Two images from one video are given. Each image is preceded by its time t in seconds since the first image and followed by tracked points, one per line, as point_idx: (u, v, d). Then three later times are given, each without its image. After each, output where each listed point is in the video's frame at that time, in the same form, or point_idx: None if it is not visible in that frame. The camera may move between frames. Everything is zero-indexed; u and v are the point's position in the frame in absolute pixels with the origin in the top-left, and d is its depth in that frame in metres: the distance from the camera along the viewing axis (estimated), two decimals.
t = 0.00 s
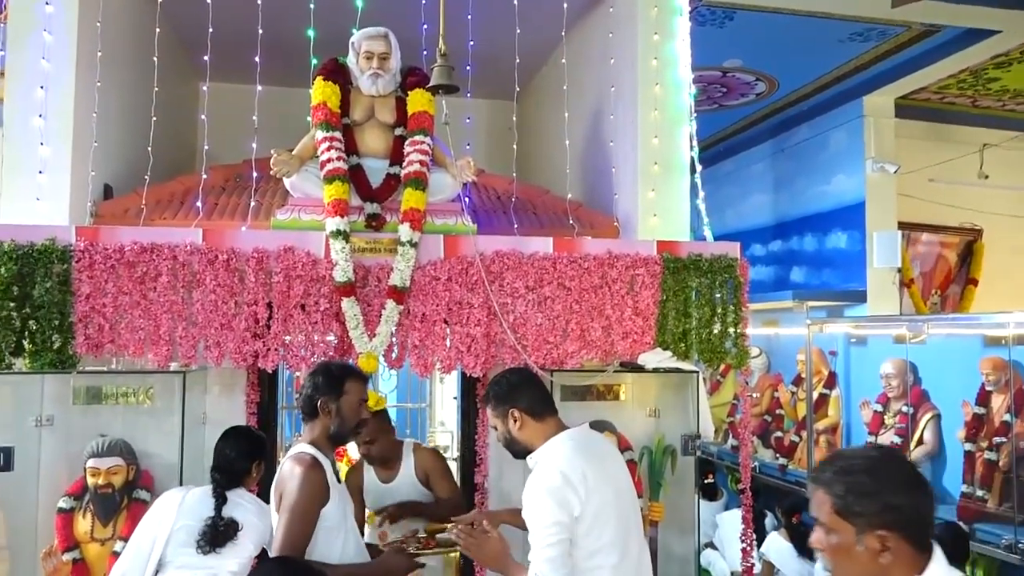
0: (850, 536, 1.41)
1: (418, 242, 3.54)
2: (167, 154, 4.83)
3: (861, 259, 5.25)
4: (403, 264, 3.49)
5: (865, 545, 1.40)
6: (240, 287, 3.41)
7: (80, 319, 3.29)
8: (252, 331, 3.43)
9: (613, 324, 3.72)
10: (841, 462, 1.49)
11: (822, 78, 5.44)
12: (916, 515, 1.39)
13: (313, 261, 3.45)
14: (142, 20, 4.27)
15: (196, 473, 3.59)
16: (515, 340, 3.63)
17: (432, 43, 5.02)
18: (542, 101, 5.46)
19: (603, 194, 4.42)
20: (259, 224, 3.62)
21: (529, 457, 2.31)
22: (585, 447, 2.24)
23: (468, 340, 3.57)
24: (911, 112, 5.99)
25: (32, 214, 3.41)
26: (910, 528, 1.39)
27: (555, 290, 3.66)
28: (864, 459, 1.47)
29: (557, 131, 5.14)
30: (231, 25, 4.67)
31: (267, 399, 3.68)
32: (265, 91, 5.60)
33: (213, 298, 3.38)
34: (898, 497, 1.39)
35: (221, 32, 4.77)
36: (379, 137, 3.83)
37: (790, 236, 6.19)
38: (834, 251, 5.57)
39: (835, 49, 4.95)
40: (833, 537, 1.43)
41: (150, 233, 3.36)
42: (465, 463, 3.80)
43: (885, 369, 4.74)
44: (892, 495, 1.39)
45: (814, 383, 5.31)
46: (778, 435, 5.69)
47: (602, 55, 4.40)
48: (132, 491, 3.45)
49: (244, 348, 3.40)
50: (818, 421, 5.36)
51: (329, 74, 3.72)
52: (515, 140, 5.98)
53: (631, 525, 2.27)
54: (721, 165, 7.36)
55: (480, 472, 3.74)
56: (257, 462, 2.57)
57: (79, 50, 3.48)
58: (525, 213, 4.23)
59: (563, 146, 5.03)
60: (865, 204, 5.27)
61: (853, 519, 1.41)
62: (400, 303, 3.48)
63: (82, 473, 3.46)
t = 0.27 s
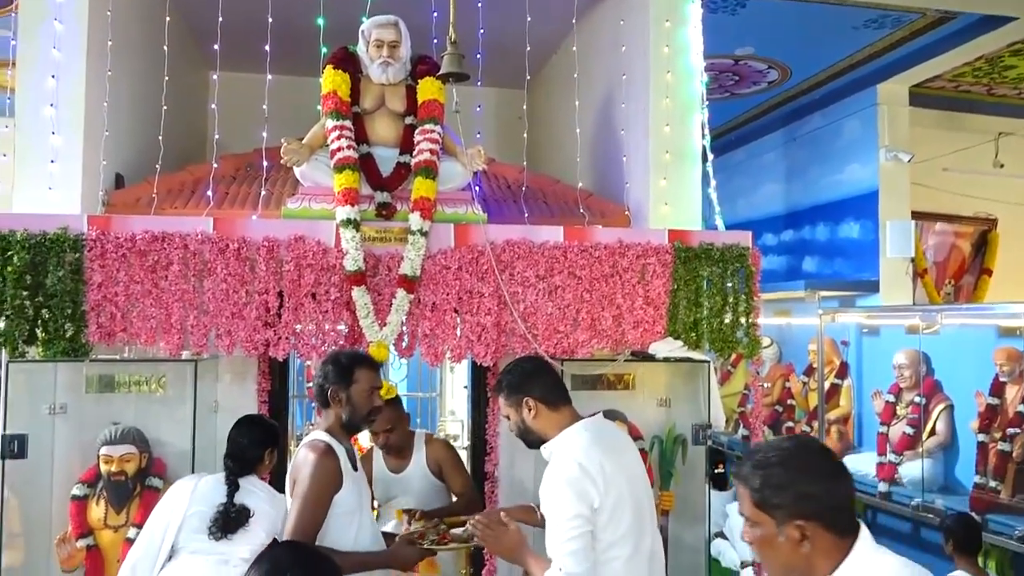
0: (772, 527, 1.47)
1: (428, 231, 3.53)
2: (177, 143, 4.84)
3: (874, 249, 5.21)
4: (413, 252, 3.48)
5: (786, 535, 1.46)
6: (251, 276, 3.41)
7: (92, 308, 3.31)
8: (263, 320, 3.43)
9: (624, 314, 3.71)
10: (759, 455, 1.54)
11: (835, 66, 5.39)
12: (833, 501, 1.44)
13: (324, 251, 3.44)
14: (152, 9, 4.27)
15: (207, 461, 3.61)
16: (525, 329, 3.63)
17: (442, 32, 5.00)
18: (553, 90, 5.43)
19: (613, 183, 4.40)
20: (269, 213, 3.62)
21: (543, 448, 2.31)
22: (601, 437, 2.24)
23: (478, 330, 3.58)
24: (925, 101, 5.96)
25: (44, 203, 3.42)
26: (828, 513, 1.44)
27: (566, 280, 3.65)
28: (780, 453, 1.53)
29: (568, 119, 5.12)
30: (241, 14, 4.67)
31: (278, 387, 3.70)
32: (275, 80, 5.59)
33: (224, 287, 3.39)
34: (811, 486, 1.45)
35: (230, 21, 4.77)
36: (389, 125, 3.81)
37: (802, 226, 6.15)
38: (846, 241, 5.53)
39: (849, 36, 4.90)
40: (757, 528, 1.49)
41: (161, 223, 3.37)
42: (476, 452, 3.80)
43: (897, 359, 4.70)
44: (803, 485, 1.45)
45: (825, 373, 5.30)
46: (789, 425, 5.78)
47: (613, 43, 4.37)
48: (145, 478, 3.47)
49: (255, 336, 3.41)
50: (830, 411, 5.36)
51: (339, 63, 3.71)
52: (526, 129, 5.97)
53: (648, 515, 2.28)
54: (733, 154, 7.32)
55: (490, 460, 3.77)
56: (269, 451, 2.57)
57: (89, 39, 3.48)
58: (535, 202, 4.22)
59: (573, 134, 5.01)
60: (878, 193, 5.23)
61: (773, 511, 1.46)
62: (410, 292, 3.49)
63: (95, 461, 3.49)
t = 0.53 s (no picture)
0: (733, 527, 1.51)
1: (441, 216, 3.52)
2: (190, 129, 4.85)
3: (890, 232, 5.16)
4: (426, 237, 3.48)
5: (747, 534, 1.50)
6: (265, 262, 3.42)
7: (108, 294, 3.32)
8: (277, 306, 3.44)
9: (638, 298, 3.69)
10: (715, 458, 1.57)
11: (853, 47, 5.31)
12: (791, 498, 1.47)
13: (337, 236, 3.44)
14: None
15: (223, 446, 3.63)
16: (539, 314, 3.62)
17: (454, 15, 4.97)
18: (566, 74, 5.40)
19: (628, 167, 4.37)
20: (283, 199, 3.62)
21: (564, 431, 2.32)
22: (624, 426, 2.22)
23: (492, 314, 3.57)
24: (944, 83, 5.87)
25: (59, 189, 3.43)
26: (784, 511, 1.47)
27: (580, 264, 3.63)
28: (734, 452, 1.55)
29: (581, 103, 5.09)
30: None
31: (293, 371, 3.66)
32: (287, 65, 5.59)
33: (238, 273, 3.39)
34: (767, 484, 1.48)
35: (242, 7, 4.75)
36: (401, 110, 3.80)
37: (818, 209, 6.10)
38: (863, 225, 5.48)
39: (867, 17, 4.83)
40: (721, 529, 1.53)
41: (176, 209, 3.37)
42: (490, 437, 3.80)
43: (913, 343, 4.62)
44: (757, 486, 1.48)
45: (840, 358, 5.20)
46: (803, 410, 5.72)
47: (628, 25, 4.32)
48: (162, 463, 3.49)
49: (270, 322, 3.42)
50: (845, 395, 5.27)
51: (351, 47, 3.68)
52: (538, 113, 5.95)
53: (669, 503, 2.27)
54: (747, 137, 7.27)
55: (504, 445, 3.77)
56: (283, 435, 2.59)
57: (102, 24, 3.47)
58: (549, 186, 4.20)
59: (587, 118, 4.98)
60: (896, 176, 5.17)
61: (733, 511, 1.50)
62: (424, 277, 3.48)
63: (112, 446, 3.47)
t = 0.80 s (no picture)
0: (723, 517, 1.63)
1: (447, 200, 3.48)
2: (193, 112, 4.81)
3: (905, 216, 5.07)
4: (432, 221, 3.44)
5: (738, 525, 1.61)
6: (270, 246, 3.39)
7: (111, 279, 3.30)
8: (282, 291, 3.41)
9: (647, 283, 3.64)
10: (703, 450, 1.69)
11: (866, 27, 5.21)
12: (778, 487, 1.57)
13: (342, 220, 3.40)
14: None
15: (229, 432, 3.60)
16: (547, 299, 3.58)
17: None
18: (574, 55, 5.33)
19: (636, 149, 4.31)
20: (287, 182, 3.58)
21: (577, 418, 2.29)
22: (640, 415, 2.18)
23: (499, 299, 3.53)
24: (959, 64, 5.77)
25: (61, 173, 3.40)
26: (770, 501, 1.57)
27: (588, 248, 3.58)
28: (723, 444, 1.66)
29: (589, 84, 5.02)
30: None
31: (297, 356, 3.65)
32: (291, 48, 5.53)
33: (243, 257, 3.36)
34: (755, 475, 1.58)
35: None
36: (406, 92, 3.73)
37: (830, 193, 6.02)
38: (876, 208, 5.39)
39: None
40: (712, 519, 1.66)
41: (179, 192, 3.34)
42: (498, 423, 3.75)
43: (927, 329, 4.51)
44: (744, 478, 1.58)
45: (852, 343, 5.14)
46: (815, 396, 5.64)
47: (637, 4, 4.24)
48: (167, 449, 3.43)
49: (275, 307, 3.40)
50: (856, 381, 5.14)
51: (355, 28, 3.63)
52: (546, 95, 5.88)
53: (682, 493, 2.25)
54: (758, 119, 7.18)
55: (512, 432, 3.75)
56: (282, 421, 2.62)
57: (103, 4, 3.42)
58: (556, 169, 4.16)
59: (595, 99, 4.92)
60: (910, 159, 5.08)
61: (722, 501, 1.62)
62: (429, 262, 3.45)
63: (118, 431, 3.45)
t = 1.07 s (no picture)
0: (725, 503, 1.54)
1: (455, 177, 3.38)
2: (195, 88, 4.73)
3: (925, 195, 4.93)
4: (440, 199, 3.34)
5: (740, 511, 1.53)
6: (274, 225, 3.30)
7: (113, 258, 3.23)
8: (286, 270, 3.33)
9: (660, 263, 3.54)
10: (705, 432, 1.60)
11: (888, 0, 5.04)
12: (782, 472, 1.48)
13: (347, 198, 3.32)
14: None
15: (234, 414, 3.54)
16: (557, 279, 3.49)
17: None
18: (585, 29, 5.19)
19: (650, 126, 4.19)
20: (291, 159, 3.49)
21: (594, 400, 2.21)
22: (657, 399, 2.11)
23: (508, 280, 3.44)
24: (984, 38, 5.59)
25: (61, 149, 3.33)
26: (773, 488, 1.49)
27: (599, 227, 3.48)
28: (725, 425, 1.57)
29: (601, 58, 4.89)
30: None
31: (302, 339, 3.57)
32: (295, 23, 5.42)
33: (246, 236, 3.28)
34: (758, 459, 1.50)
35: None
36: (413, 66, 3.62)
37: (849, 170, 5.88)
38: (897, 186, 5.24)
39: None
40: (714, 504, 1.57)
41: (181, 169, 3.25)
42: (507, 405, 3.68)
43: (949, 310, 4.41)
44: (747, 463, 1.50)
45: (869, 326, 4.99)
46: (832, 379, 5.54)
47: None
48: (171, 431, 3.37)
49: (279, 287, 3.32)
50: (874, 364, 5.01)
51: None
52: (557, 69, 5.75)
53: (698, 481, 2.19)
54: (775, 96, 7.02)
55: (522, 415, 3.67)
56: (277, 403, 2.70)
57: None
58: (566, 147, 4.07)
59: (607, 74, 4.79)
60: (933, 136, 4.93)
61: (723, 486, 1.53)
62: (437, 241, 3.36)
63: (121, 413, 3.39)
